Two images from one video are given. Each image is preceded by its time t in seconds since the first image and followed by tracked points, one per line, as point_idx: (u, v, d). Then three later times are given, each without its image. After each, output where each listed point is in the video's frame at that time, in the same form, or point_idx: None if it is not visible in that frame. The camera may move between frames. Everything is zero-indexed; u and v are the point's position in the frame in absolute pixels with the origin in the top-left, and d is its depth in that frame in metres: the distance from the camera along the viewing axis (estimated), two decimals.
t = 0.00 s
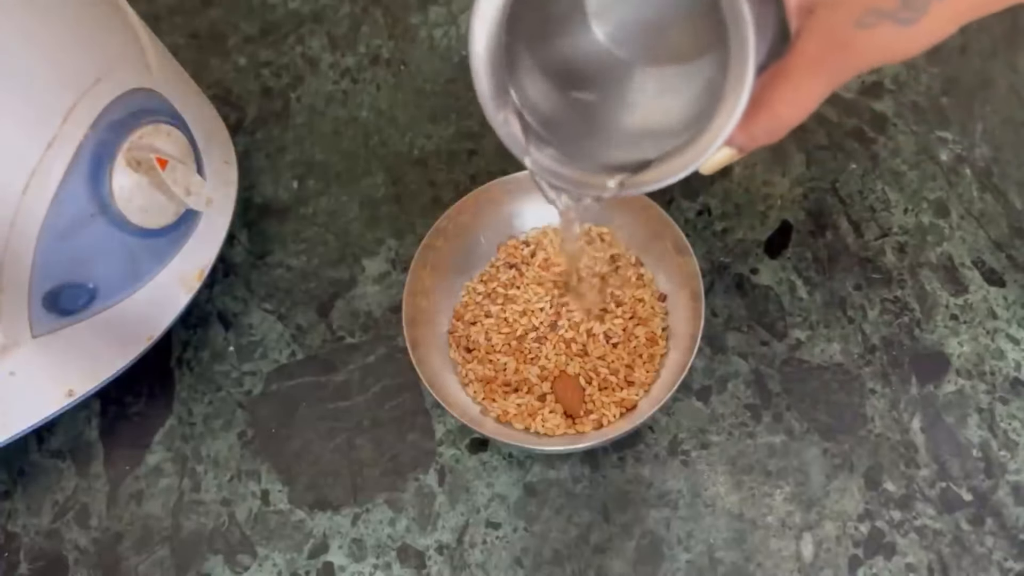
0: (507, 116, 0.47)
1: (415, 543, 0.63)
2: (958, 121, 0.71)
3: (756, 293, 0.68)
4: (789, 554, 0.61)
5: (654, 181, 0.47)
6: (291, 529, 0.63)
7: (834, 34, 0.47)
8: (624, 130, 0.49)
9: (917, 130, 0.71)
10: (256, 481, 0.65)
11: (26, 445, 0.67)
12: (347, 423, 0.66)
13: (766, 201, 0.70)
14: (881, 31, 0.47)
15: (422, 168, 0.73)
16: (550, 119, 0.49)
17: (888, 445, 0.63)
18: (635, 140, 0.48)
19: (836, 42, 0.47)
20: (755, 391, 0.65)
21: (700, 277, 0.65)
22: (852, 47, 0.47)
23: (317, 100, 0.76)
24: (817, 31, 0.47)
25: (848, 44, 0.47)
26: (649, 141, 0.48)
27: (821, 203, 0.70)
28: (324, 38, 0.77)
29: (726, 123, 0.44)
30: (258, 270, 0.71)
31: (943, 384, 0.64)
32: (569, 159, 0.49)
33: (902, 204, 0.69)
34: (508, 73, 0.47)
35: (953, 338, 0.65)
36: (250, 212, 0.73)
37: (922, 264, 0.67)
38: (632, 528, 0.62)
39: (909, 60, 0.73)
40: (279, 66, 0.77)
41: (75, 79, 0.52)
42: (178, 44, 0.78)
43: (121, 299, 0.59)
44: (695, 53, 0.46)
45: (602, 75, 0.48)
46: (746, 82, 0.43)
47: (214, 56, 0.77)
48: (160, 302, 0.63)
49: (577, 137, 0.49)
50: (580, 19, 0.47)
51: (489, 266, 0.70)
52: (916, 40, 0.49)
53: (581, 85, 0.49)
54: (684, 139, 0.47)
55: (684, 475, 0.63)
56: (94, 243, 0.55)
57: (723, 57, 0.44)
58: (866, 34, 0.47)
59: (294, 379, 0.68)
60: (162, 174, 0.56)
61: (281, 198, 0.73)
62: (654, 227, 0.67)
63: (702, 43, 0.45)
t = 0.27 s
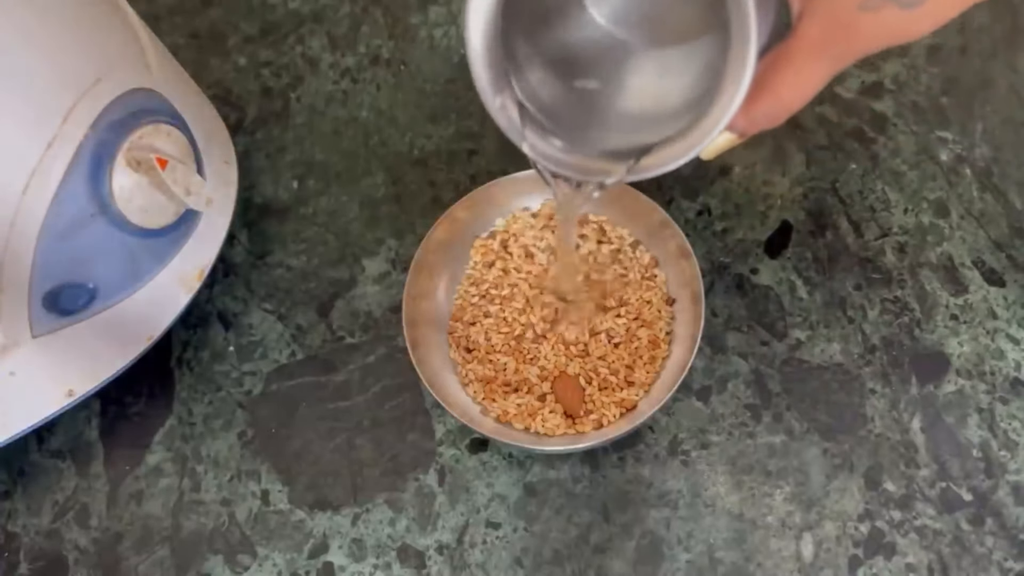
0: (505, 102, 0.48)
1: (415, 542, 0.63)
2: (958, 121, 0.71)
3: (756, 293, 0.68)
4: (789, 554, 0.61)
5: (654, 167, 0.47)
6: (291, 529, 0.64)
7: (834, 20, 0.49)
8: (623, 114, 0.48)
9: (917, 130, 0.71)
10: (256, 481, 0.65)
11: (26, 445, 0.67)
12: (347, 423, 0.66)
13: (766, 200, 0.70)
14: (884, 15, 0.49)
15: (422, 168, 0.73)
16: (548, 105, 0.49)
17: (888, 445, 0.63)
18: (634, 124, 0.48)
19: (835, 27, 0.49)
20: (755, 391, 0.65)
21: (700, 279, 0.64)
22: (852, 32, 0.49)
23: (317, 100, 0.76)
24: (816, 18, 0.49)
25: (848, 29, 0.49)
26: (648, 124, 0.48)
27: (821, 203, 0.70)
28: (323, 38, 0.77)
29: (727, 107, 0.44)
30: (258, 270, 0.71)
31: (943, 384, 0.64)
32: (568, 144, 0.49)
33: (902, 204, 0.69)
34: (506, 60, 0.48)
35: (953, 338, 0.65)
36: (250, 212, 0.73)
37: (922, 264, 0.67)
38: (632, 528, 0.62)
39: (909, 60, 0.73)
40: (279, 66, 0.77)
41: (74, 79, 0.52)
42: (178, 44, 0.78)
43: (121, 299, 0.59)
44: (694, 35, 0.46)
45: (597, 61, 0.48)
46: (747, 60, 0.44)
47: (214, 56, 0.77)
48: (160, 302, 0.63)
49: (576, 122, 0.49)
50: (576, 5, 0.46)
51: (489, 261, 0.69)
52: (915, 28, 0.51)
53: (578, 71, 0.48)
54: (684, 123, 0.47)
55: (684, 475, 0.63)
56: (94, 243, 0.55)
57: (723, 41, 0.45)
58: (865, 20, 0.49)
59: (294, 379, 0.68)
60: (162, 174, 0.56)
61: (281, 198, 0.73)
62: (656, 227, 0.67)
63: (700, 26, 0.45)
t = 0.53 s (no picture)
0: (496, 86, 0.46)
1: (415, 542, 0.63)
2: (958, 121, 0.71)
3: (756, 293, 0.68)
4: (789, 554, 0.61)
5: (654, 151, 0.46)
6: (291, 529, 0.63)
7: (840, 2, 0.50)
8: (618, 99, 0.47)
9: (917, 130, 0.71)
10: (256, 481, 0.65)
11: (26, 445, 0.67)
12: (348, 423, 0.66)
13: (766, 200, 0.70)
14: None
15: (422, 168, 0.73)
16: (541, 91, 0.48)
17: (888, 445, 0.63)
18: (629, 109, 0.47)
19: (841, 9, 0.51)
20: (755, 391, 0.65)
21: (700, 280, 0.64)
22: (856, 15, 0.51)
23: (317, 100, 0.76)
24: None
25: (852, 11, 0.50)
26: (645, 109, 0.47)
27: (821, 203, 0.70)
28: (323, 38, 0.77)
29: (731, 87, 0.44)
30: (258, 270, 0.71)
31: (943, 384, 0.64)
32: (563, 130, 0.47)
33: (902, 204, 0.69)
34: (498, 43, 0.46)
35: (953, 338, 0.65)
36: (249, 212, 0.73)
37: (922, 264, 0.67)
38: (632, 528, 0.62)
39: (909, 60, 0.73)
40: (279, 66, 0.77)
41: (75, 79, 0.52)
42: (178, 44, 0.78)
43: (120, 299, 0.59)
44: (692, 19, 0.45)
45: (591, 47, 0.47)
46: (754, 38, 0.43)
47: (214, 56, 0.77)
48: (159, 302, 0.62)
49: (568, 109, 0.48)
50: None
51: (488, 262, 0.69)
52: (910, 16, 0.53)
53: (571, 57, 0.47)
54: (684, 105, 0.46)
55: (684, 475, 0.63)
56: (94, 243, 0.55)
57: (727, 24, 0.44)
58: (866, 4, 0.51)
59: (294, 379, 0.68)
60: (162, 174, 0.56)
61: (281, 198, 0.73)
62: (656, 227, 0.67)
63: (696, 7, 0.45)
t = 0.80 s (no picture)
0: (496, 94, 0.46)
1: (415, 542, 0.63)
2: (958, 121, 0.71)
3: (756, 293, 0.68)
4: (789, 554, 0.61)
5: (660, 160, 0.46)
6: (291, 529, 0.64)
7: None
8: (622, 105, 0.47)
9: (917, 130, 0.71)
10: (256, 481, 0.65)
11: (26, 445, 0.67)
12: (348, 423, 0.66)
13: (766, 200, 0.70)
14: None
15: (422, 168, 0.73)
16: (543, 99, 0.47)
17: (888, 445, 0.63)
18: (632, 117, 0.47)
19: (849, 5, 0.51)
20: (755, 391, 0.65)
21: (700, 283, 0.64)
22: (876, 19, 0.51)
23: (317, 100, 0.76)
24: None
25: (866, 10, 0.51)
26: (647, 117, 0.47)
27: (821, 203, 0.70)
28: (323, 38, 0.77)
29: (740, 98, 0.44)
30: (258, 270, 0.71)
31: (943, 384, 0.64)
32: (569, 139, 0.48)
33: (902, 204, 0.69)
34: (499, 52, 0.46)
35: (953, 338, 0.65)
36: (250, 212, 0.73)
37: (922, 264, 0.67)
38: (632, 528, 0.62)
39: (909, 60, 0.73)
40: (279, 66, 0.77)
41: (75, 79, 0.52)
42: (178, 44, 0.78)
43: (120, 299, 0.59)
44: (694, 25, 0.45)
45: (591, 54, 0.47)
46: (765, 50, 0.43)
47: (214, 56, 0.77)
48: (159, 302, 0.62)
49: (571, 115, 0.48)
50: None
51: (488, 263, 0.69)
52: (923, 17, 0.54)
53: (572, 64, 0.47)
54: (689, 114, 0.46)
55: (684, 475, 0.63)
56: (94, 244, 0.55)
57: (732, 28, 0.44)
58: None
59: (294, 379, 0.68)
60: (162, 174, 0.56)
61: (281, 198, 0.73)
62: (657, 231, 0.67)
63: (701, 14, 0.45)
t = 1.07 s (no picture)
0: (497, 116, 0.44)
1: (415, 542, 0.63)
2: (958, 121, 0.71)
3: (756, 293, 0.68)
4: (789, 554, 0.61)
5: (672, 179, 0.44)
6: (291, 529, 0.64)
7: None
8: (627, 122, 0.45)
9: (917, 130, 0.71)
10: (256, 481, 0.65)
11: (26, 445, 0.67)
12: (348, 423, 0.66)
13: (766, 200, 0.70)
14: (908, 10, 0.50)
15: (422, 168, 0.73)
16: (548, 119, 0.46)
17: (888, 445, 0.63)
18: (642, 133, 0.46)
19: None
20: (755, 391, 0.65)
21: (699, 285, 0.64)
22: (881, 25, 0.50)
23: (317, 100, 0.76)
24: None
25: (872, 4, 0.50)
26: (657, 136, 0.45)
27: (821, 203, 0.70)
28: (323, 38, 0.77)
29: (753, 110, 0.42)
30: (258, 270, 0.71)
31: (943, 384, 0.64)
32: (575, 161, 0.46)
33: (902, 204, 0.69)
34: (499, 73, 0.44)
35: (953, 338, 0.65)
36: (249, 212, 0.73)
37: (922, 264, 0.67)
38: (632, 528, 0.62)
39: (909, 60, 0.73)
40: (279, 66, 0.77)
41: (75, 78, 0.52)
42: (178, 44, 0.78)
43: (120, 299, 0.59)
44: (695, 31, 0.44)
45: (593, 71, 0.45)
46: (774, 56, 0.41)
47: (214, 56, 0.77)
48: (159, 302, 0.62)
49: (576, 138, 0.46)
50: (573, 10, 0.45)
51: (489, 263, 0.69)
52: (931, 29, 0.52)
53: (574, 84, 0.46)
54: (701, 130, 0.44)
55: (684, 475, 0.63)
56: (94, 244, 0.55)
57: (740, 42, 0.43)
58: None
59: (294, 379, 0.68)
60: (162, 174, 0.56)
61: (281, 198, 0.73)
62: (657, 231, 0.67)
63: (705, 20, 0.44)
